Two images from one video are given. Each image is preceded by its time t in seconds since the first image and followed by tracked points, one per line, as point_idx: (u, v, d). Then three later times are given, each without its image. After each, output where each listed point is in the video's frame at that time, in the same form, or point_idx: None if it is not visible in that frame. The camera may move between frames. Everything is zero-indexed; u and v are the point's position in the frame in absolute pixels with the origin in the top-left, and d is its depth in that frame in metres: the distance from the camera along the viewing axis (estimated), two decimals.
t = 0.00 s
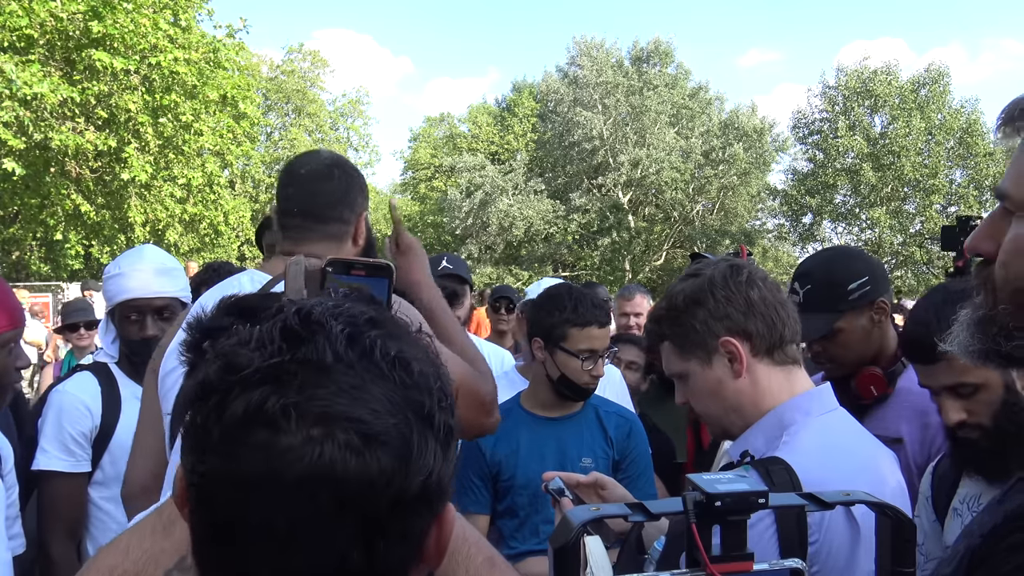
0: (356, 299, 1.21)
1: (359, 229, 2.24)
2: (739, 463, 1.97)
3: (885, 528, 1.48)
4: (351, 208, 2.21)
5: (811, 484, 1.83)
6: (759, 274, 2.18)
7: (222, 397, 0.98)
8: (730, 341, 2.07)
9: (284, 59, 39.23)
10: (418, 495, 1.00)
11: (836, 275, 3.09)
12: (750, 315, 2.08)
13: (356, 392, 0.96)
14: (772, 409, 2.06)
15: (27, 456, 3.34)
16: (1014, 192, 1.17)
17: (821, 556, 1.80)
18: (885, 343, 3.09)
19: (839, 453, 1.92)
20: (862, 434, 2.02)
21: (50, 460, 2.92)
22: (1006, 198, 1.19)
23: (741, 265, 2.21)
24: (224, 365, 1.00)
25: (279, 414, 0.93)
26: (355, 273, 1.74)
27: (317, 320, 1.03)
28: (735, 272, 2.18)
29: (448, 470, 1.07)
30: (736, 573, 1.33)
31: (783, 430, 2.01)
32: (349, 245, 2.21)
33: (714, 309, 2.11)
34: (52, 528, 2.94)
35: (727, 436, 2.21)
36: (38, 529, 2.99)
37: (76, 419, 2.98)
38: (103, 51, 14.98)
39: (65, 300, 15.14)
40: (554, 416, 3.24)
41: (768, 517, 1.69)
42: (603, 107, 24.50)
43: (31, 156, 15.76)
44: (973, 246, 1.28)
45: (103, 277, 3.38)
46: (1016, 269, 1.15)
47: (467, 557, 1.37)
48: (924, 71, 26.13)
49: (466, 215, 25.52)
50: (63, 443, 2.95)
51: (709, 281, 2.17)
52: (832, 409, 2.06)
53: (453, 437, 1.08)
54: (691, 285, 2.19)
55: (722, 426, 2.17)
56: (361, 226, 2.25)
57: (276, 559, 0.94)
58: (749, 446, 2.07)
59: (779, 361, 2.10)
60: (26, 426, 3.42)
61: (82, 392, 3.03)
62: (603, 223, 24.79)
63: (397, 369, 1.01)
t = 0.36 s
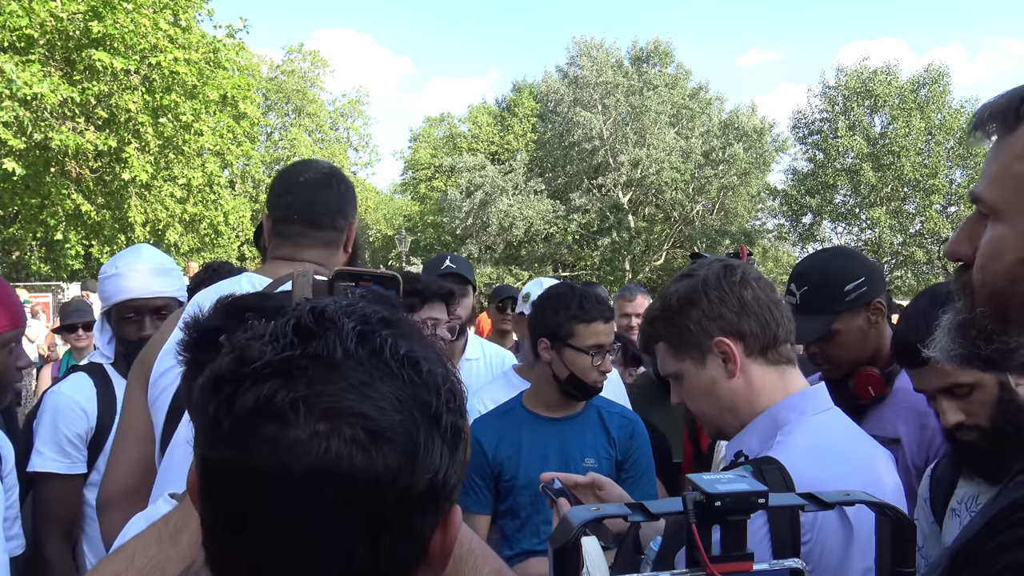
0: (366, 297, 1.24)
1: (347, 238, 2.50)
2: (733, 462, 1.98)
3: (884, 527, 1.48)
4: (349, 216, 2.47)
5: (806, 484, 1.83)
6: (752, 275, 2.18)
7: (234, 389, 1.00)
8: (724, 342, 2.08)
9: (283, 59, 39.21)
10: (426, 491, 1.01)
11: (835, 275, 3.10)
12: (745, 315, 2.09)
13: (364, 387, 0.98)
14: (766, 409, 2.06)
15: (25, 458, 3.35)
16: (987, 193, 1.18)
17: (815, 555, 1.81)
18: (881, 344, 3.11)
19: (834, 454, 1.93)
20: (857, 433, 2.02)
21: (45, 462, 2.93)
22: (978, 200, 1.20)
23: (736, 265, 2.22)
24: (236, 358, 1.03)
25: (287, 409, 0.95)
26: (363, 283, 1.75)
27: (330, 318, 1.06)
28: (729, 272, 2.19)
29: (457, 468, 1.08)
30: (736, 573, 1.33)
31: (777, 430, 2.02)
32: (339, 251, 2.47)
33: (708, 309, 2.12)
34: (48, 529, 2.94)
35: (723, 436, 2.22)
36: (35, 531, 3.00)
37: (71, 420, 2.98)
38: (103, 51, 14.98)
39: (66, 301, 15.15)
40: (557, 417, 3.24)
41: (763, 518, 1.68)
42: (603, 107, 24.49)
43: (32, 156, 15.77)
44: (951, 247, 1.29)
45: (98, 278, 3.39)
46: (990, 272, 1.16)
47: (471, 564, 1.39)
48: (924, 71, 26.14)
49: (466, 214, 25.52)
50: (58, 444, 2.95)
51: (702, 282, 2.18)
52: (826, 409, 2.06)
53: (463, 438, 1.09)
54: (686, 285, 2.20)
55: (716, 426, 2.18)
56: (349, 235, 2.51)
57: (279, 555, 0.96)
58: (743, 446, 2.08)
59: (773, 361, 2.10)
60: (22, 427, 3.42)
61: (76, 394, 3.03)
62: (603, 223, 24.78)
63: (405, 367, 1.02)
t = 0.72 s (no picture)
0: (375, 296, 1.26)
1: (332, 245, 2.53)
2: (730, 462, 1.98)
3: (884, 526, 1.49)
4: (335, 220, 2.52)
5: (804, 484, 1.84)
6: (749, 275, 2.20)
7: (259, 376, 1.01)
8: (721, 342, 2.09)
9: (284, 59, 39.25)
10: (445, 478, 1.03)
11: (834, 275, 3.11)
12: (741, 315, 2.10)
13: (387, 375, 1.00)
14: (764, 408, 2.07)
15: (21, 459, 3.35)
16: (968, 201, 1.15)
17: (811, 555, 1.81)
18: (880, 344, 3.12)
19: (831, 454, 1.93)
20: (855, 433, 2.03)
21: (42, 463, 2.94)
22: (959, 207, 1.18)
23: (732, 266, 2.23)
24: (262, 345, 1.05)
25: (312, 394, 0.96)
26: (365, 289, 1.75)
27: (351, 311, 1.08)
28: (726, 272, 2.20)
29: (472, 457, 1.10)
30: (736, 573, 1.34)
31: (774, 429, 2.02)
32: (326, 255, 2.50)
33: (706, 309, 2.13)
34: (45, 530, 2.94)
35: (721, 436, 2.22)
36: (31, 531, 3.01)
37: (67, 420, 2.99)
38: (103, 51, 14.99)
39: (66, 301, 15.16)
40: (560, 416, 3.25)
41: (760, 520, 1.68)
42: (603, 107, 24.50)
43: (32, 156, 15.80)
44: (934, 255, 1.28)
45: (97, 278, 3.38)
46: (972, 277, 1.14)
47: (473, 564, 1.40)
48: (924, 71, 26.14)
49: (466, 214, 25.55)
50: (55, 445, 2.95)
51: (700, 282, 2.18)
52: (823, 408, 2.06)
53: (478, 427, 1.11)
54: (683, 285, 2.20)
55: (713, 426, 2.19)
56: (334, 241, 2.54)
57: (304, 540, 0.96)
58: (740, 446, 2.08)
59: (770, 361, 2.11)
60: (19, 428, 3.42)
61: (73, 394, 3.03)
62: (603, 223, 24.75)
63: (425, 358, 1.05)
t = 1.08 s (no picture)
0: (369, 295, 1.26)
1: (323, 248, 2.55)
2: (729, 461, 1.98)
3: (884, 525, 1.49)
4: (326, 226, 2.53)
5: (802, 483, 1.84)
6: (747, 275, 2.19)
7: (255, 375, 1.01)
8: (719, 342, 2.08)
9: (283, 59, 39.22)
10: (442, 475, 1.03)
11: (834, 276, 3.11)
12: (739, 315, 2.10)
13: (382, 373, 1.00)
14: (762, 408, 2.07)
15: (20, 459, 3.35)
16: (986, 198, 1.18)
17: (810, 553, 1.81)
18: (879, 344, 3.11)
19: (829, 454, 1.93)
20: (852, 432, 2.04)
21: (40, 463, 2.94)
22: (975, 205, 1.21)
23: (730, 266, 2.23)
24: (258, 346, 1.04)
25: (307, 392, 0.96)
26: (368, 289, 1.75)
27: (347, 309, 1.08)
28: (724, 273, 2.20)
29: (470, 454, 1.10)
30: (736, 573, 1.34)
31: (772, 428, 2.02)
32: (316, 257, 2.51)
33: (703, 309, 2.13)
34: (44, 530, 2.97)
35: (719, 436, 2.22)
36: (29, 531, 3.02)
37: (65, 420, 2.97)
38: (103, 51, 14.99)
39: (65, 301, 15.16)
40: (560, 416, 3.24)
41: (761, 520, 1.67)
42: (603, 107, 24.49)
43: (32, 156, 15.80)
44: (949, 252, 1.31)
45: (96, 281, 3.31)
46: (986, 268, 1.16)
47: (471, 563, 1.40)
48: (924, 71, 26.13)
49: (466, 214, 25.55)
50: (53, 445, 2.96)
51: (697, 282, 2.18)
52: (821, 408, 2.06)
53: (473, 424, 1.11)
54: (681, 285, 2.20)
55: (711, 425, 2.19)
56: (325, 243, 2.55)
57: (300, 538, 0.96)
58: (738, 446, 2.08)
59: (768, 361, 2.10)
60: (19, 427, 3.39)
61: (70, 394, 2.99)
62: (603, 223, 24.73)
63: (421, 353, 1.05)
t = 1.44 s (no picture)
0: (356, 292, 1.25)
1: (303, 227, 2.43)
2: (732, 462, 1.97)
3: (884, 526, 1.48)
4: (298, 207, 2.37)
5: (804, 482, 1.83)
6: (752, 275, 2.19)
7: (244, 379, 1.00)
8: (724, 341, 2.08)
9: (283, 59, 39.26)
10: (435, 464, 1.03)
11: (835, 275, 3.09)
12: (744, 315, 2.09)
13: (370, 368, 0.99)
14: (765, 408, 2.06)
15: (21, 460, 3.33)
16: (1004, 202, 1.20)
17: (815, 555, 1.80)
18: (880, 343, 3.11)
19: (830, 455, 1.92)
20: (854, 432, 2.03)
21: (42, 462, 2.94)
22: (990, 208, 1.23)
23: (734, 265, 2.23)
24: (245, 350, 1.03)
25: (298, 393, 0.96)
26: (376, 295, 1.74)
27: (332, 308, 1.07)
28: (728, 273, 2.19)
29: (457, 441, 1.10)
30: (736, 573, 1.33)
31: (776, 429, 2.01)
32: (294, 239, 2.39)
33: (708, 309, 2.12)
34: (46, 530, 2.93)
35: (721, 436, 2.21)
36: (30, 532, 2.99)
37: (67, 419, 2.99)
38: (103, 51, 15.00)
39: (65, 301, 15.15)
40: (558, 416, 3.24)
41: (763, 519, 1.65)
42: (603, 107, 24.51)
43: (32, 156, 15.80)
44: (962, 253, 1.32)
45: (97, 283, 3.26)
46: (1001, 269, 1.18)
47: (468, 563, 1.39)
48: (924, 71, 26.14)
49: (466, 215, 25.56)
50: (55, 444, 2.95)
51: (702, 283, 2.18)
52: (824, 408, 2.06)
53: (462, 414, 1.12)
54: (685, 284, 2.20)
55: (713, 426, 2.18)
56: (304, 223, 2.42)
57: (297, 538, 0.96)
58: (742, 446, 2.07)
59: (771, 361, 2.10)
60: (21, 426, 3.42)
61: (71, 393, 3.02)
62: (604, 223, 24.79)
63: (406, 349, 1.05)
